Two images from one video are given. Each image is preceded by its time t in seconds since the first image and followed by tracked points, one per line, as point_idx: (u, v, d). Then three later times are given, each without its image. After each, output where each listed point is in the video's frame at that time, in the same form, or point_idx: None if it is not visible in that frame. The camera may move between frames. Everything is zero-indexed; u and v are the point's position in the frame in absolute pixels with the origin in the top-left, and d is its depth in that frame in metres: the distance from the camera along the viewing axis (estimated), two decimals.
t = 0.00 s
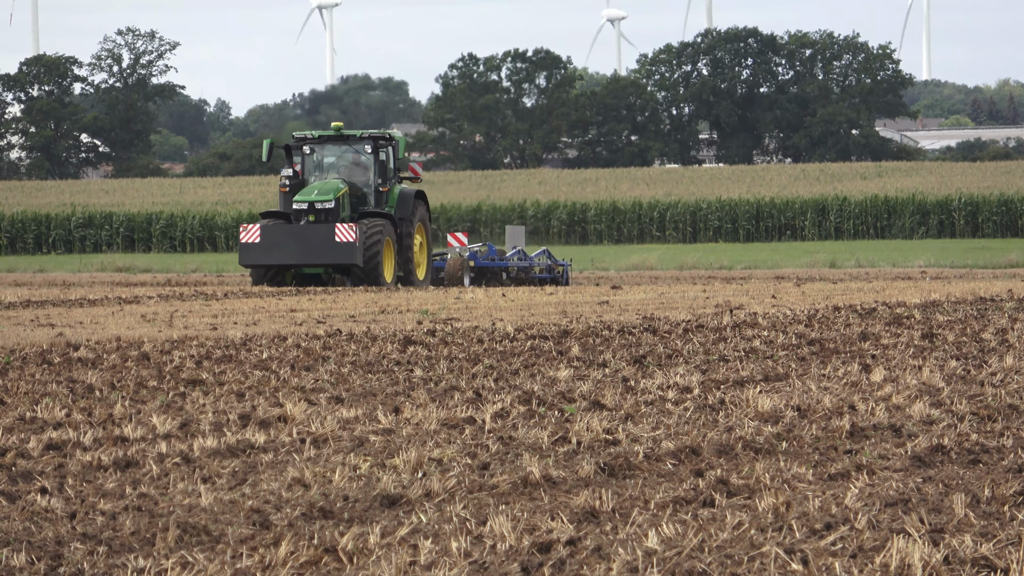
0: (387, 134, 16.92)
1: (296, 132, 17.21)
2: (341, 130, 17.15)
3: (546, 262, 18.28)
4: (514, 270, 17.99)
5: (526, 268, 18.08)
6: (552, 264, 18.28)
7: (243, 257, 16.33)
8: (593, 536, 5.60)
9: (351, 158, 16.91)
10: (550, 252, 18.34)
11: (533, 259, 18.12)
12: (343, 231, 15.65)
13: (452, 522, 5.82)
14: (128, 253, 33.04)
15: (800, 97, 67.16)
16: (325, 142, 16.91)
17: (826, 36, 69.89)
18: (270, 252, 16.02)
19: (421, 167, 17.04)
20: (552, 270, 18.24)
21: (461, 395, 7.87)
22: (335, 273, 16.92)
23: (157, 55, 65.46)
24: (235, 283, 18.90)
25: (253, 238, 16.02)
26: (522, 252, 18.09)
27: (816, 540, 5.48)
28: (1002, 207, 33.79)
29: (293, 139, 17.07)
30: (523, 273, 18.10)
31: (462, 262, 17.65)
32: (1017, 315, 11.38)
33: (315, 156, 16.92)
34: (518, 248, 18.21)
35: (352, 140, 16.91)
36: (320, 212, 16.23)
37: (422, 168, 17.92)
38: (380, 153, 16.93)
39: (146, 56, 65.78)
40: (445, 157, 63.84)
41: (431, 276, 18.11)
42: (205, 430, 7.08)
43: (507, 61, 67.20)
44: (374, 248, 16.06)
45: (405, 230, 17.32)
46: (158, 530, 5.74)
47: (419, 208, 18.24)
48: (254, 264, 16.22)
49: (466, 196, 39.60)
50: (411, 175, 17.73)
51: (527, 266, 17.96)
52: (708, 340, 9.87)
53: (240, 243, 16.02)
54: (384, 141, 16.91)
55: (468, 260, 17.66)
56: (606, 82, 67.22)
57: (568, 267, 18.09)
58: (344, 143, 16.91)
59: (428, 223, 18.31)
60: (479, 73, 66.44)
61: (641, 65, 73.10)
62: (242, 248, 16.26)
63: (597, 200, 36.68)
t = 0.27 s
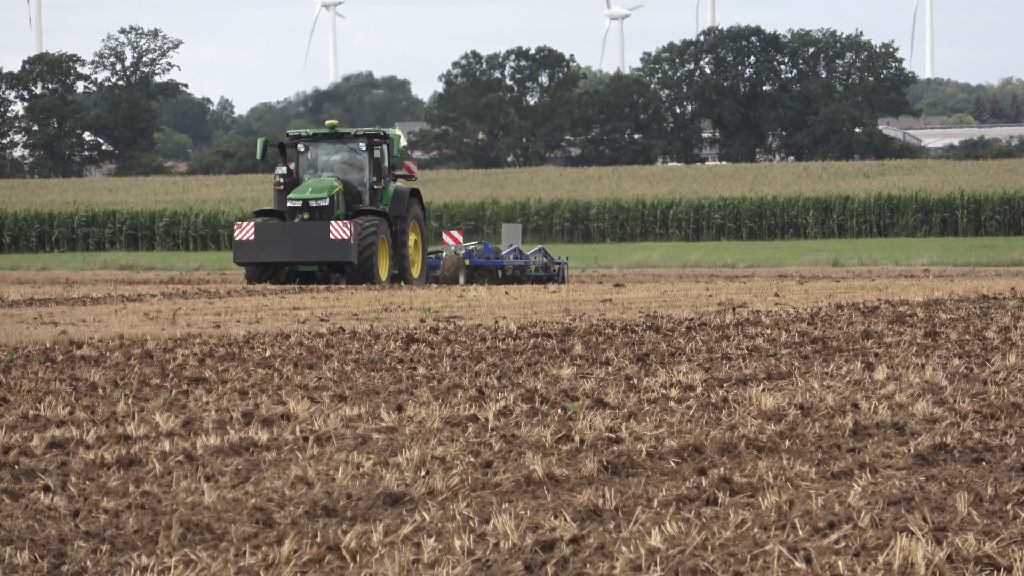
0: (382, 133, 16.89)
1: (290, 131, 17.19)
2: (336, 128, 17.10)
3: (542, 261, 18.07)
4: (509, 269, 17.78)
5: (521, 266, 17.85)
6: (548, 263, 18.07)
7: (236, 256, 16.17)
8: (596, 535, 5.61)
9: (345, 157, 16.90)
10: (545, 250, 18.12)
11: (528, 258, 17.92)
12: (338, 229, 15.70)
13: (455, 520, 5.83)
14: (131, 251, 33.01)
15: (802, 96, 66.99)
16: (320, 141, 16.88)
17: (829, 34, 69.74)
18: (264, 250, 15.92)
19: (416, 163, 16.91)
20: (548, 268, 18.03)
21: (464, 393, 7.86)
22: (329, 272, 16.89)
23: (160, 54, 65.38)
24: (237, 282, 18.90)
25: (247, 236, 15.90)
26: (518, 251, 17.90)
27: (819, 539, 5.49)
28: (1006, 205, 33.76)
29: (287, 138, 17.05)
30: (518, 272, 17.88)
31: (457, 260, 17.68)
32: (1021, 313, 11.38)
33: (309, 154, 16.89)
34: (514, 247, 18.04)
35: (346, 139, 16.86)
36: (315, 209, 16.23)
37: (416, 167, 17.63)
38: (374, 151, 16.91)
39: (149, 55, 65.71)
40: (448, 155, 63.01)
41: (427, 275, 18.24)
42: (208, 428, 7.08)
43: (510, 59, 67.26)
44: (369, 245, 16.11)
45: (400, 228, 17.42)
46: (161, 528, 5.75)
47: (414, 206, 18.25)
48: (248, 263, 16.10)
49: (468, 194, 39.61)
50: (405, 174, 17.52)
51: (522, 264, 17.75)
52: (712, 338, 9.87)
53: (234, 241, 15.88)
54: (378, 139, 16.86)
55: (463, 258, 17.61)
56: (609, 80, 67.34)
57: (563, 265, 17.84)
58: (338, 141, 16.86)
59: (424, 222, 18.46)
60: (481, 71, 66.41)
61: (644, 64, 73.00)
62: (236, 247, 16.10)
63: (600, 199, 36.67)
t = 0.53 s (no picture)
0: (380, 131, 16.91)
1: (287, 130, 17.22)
2: (334, 126, 17.12)
3: (541, 259, 18.25)
4: (508, 267, 17.87)
5: (521, 265, 17.96)
6: (547, 262, 18.25)
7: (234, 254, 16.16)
8: (601, 533, 5.61)
9: (343, 156, 16.91)
10: (544, 249, 18.29)
11: (527, 257, 18.01)
12: (335, 228, 15.64)
13: (460, 519, 5.83)
14: (136, 250, 33.01)
15: (807, 94, 66.56)
16: (317, 139, 16.91)
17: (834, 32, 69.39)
18: (262, 249, 15.91)
19: (413, 160, 16.82)
20: (547, 267, 18.22)
21: (469, 393, 7.85)
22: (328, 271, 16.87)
23: (164, 53, 65.41)
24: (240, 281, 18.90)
25: (244, 235, 15.88)
26: (517, 250, 17.98)
27: (824, 538, 5.49)
28: (1010, 204, 33.76)
29: (285, 137, 17.07)
30: (517, 270, 18.00)
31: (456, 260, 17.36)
32: None
33: (306, 153, 16.92)
34: (512, 246, 18.10)
35: (344, 137, 16.89)
36: (313, 209, 16.20)
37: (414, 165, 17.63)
38: (372, 150, 16.92)
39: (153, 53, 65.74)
40: (453, 155, 65.02)
41: (424, 274, 18.25)
42: (213, 427, 7.07)
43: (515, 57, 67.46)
44: (367, 244, 16.05)
45: (398, 227, 17.34)
46: (166, 527, 5.76)
47: (412, 205, 18.24)
48: (246, 262, 16.09)
49: (473, 194, 39.64)
50: (403, 172, 17.51)
51: (521, 262, 17.78)
52: (717, 337, 9.86)
53: (231, 240, 15.87)
54: (376, 138, 16.84)
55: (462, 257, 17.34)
56: (614, 79, 67.42)
57: (562, 264, 18.02)
58: (335, 140, 16.89)
59: (420, 221, 18.50)
60: (486, 70, 66.84)
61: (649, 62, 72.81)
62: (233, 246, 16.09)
63: (605, 198, 36.67)
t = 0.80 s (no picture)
0: (383, 129, 16.86)
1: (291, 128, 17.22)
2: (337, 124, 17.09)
3: (545, 258, 18.04)
4: (512, 266, 17.83)
5: (525, 265, 17.82)
6: (551, 260, 18.03)
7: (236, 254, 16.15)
8: (612, 532, 5.61)
9: (346, 154, 16.87)
10: (549, 247, 18.08)
11: (532, 256, 17.88)
12: (338, 227, 15.67)
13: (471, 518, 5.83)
14: (147, 249, 33.01)
15: (818, 93, 66.76)
16: (320, 137, 16.89)
17: (844, 31, 69.65)
18: (264, 248, 15.91)
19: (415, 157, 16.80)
20: (551, 265, 17.98)
21: (480, 392, 7.84)
22: (331, 271, 16.84)
23: (175, 51, 65.53)
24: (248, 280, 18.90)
25: (247, 234, 15.87)
26: (521, 249, 17.91)
27: (835, 537, 5.49)
28: (1021, 203, 33.72)
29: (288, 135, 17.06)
30: (522, 270, 17.86)
31: (460, 260, 17.75)
32: None
33: (310, 151, 16.92)
34: (517, 244, 18.07)
35: (348, 135, 16.84)
36: (316, 207, 16.13)
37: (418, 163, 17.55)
38: (375, 148, 16.88)
39: (165, 51, 65.89)
40: (464, 153, 65.14)
41: (428, 273, 18.19)
42: (224, 426, 7.07)
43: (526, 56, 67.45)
44: (370, 244, 16.07)
45: (402, 225, 17.28)
46: (177, 526, 5.76)
47: (417, 203, 18.18)
48: (248, 261, 16.08)
49: (484, 193, 39.68)
50: (406, 170, 17.48)
51: (525, 262, 17.66)
52: (727, 336, 9.85)
53: (234, 239, 15.86)
54: (379, 136, 16.84)
55: (465, 257, 17.69)
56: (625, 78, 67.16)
57: (566, 263, 17.83)
58: (339, 138, 16.85)
59: (424, 221, 18.34)
60: (496, 69, 66.73)
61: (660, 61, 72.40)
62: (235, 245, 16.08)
63: (615, 197, 36.65)
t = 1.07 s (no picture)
0: (401, 127, 16.96)
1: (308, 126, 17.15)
2: (355, 122, 17.09)
3: (564, 256, 18.15)
4: (531, 264, 17.82)
5: (544, 262, 17.91)
6: (570, 258, 18.13)
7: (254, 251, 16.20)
8: (638, 531, 5.61)
9: (366, 152, 16.86)
10: (568, 245, 18.16)
11: (551, 253, 17.95)
12: (356, 224, 15.59)
13: (497, 516, 5.83)
14: (174, 247, 33.01)
15: (845, 91, 66.61)
16: (338, 135, 16.86)
17: (871, 29, 69.40)
18: (282, 245, 15.92)
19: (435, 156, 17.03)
20: (570, 263, 18.12)
21: (507, 390, 7.83)
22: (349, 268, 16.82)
23: (201, 49, 65.20)
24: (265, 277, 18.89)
25: (265, 232, 15.90)
26: (540, 247, 17.91)
27: (861, 535, 5.49)
28: None
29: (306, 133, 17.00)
30: (541, 267, 17.97)
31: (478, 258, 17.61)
32: None
33: (328, 149, 16.85)
34: (536, 242, 18.02)
35: (366, 133, 16.86)
36: (334, 204, 16.16)
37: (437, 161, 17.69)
38: (394, 146, 16.94)
39: (191, 49, 65.54)
40: (490, 152, 65.43)
41: (448, 271, 18.26)
42: (250, 424, 7.06)
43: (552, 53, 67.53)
44: (388, 241, 16.00)
45: (421, 223, 17.32)
46: (203, 524, 5.77)
47: (435, 201, 18.17)
48: (266, 258, 16.11)
49: (512, 190, 39.66)
50: (425, 168, 17.67)
51: (545, 258, 17.73)
52: (754, 334, 9.84)
53: (252, 236, 15.90)
54: (397, 133, 16.94)
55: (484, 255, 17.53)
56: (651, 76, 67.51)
57: (586, 261, 17.92)
58: (357, 135, 16.86)
59: (443, 219, 18.33)
60: (523, 67, 66.77)
61: (686, 58, 72.93)
62: (254, 242, 16.13)
63: (643, 194, 36.57)
